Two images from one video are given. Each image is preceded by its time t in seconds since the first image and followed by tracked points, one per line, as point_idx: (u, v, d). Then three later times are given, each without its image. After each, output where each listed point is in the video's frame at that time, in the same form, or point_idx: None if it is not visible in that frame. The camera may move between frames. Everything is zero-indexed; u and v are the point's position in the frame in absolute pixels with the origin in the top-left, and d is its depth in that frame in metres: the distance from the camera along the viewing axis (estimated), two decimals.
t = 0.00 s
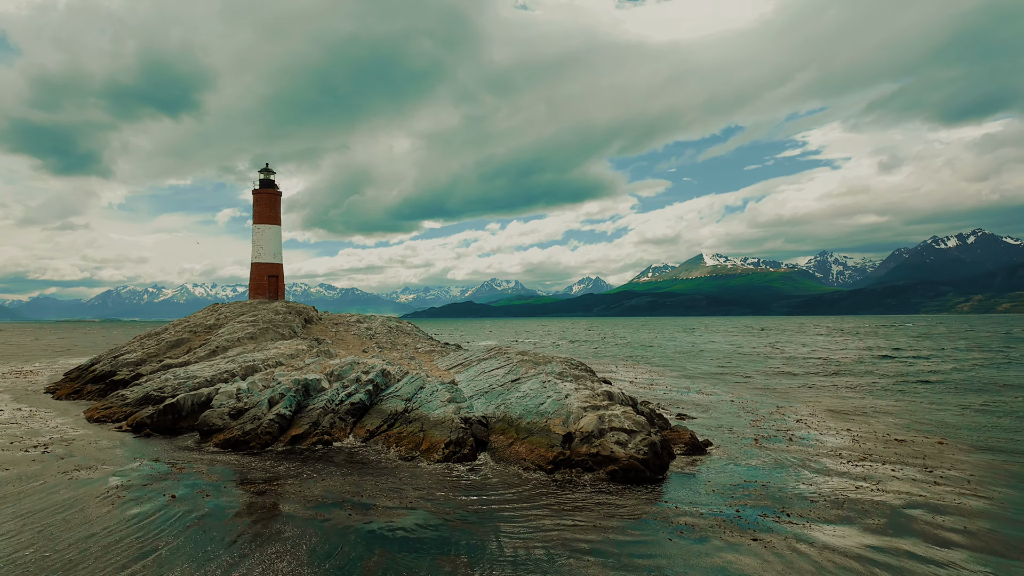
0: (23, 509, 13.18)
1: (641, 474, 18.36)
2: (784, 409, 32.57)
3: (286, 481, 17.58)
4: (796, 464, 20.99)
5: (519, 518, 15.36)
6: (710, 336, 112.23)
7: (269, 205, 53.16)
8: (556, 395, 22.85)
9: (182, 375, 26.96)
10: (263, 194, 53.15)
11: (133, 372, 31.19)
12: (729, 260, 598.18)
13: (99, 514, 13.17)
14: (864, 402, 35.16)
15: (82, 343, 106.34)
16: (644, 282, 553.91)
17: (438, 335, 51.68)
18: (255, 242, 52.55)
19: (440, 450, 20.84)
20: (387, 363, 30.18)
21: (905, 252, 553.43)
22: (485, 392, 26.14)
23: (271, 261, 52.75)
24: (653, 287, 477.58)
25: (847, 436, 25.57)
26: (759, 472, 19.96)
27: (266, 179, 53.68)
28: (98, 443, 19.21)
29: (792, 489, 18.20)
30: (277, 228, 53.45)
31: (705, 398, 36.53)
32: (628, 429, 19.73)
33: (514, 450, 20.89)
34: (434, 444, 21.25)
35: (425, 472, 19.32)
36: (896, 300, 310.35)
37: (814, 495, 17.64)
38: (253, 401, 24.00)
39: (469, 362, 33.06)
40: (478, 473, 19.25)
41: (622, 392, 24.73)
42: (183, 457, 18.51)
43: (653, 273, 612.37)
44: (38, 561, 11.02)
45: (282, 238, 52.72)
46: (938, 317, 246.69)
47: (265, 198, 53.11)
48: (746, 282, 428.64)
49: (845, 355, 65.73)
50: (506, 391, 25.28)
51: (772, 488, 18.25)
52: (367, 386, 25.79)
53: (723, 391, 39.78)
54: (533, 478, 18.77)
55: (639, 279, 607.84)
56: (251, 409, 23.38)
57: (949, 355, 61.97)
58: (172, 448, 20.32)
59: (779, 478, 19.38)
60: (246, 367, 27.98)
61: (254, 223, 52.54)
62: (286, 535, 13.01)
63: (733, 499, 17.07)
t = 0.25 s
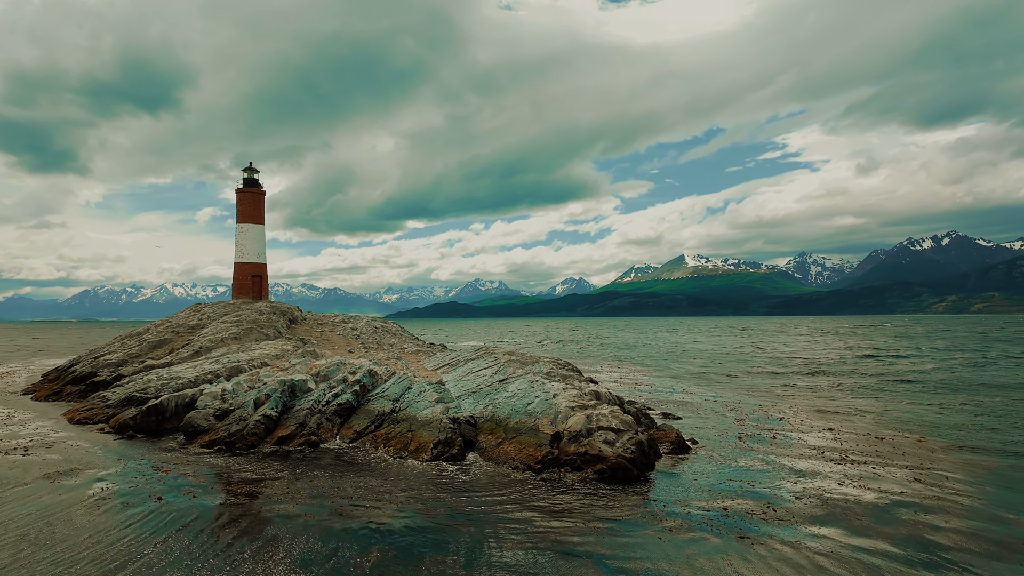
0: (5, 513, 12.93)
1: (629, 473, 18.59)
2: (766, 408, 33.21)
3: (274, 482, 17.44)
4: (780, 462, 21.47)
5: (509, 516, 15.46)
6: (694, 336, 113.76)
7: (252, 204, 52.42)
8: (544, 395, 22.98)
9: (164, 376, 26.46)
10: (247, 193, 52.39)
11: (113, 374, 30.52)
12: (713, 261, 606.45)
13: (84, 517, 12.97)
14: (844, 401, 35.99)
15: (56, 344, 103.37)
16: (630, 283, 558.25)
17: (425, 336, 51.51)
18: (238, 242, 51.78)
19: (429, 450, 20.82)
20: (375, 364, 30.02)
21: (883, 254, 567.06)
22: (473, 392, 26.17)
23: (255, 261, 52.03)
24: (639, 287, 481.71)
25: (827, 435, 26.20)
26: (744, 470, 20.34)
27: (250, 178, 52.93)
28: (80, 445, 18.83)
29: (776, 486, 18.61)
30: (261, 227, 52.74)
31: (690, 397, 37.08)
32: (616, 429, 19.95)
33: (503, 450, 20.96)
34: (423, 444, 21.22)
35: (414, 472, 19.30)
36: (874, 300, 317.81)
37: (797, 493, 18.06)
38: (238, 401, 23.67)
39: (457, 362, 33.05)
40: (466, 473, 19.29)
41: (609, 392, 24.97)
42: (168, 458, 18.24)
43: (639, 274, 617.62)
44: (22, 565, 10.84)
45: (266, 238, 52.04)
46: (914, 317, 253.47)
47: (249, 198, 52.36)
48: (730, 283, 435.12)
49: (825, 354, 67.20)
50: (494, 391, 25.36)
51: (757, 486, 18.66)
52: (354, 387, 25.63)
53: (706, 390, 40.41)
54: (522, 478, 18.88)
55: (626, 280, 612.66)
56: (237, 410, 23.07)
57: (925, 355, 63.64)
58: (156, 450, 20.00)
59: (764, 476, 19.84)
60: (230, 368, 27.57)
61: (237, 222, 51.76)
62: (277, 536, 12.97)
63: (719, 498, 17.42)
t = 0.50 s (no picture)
0: None
1: (617, 471, 18.81)
2: (750, 407, 33.77)
3: (263, 483, 17.35)
4: (763, 459, 21.96)
5: (500, 515, 15.58)
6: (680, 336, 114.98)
7: (237, 203, 51.67)
8: (533, 394, 23.10)
9: (148, 376, 26.00)
10: (231, 191, 51.63)
11: (95, 374, 29.91)
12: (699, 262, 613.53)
13: (72, 518, 12.84)
14: (826, 400, 36.73)
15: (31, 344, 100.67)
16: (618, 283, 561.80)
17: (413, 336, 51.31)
18: (222, 241, 51.02)
19: (419, 450, 20.81)
20: (363, 364, 29.86)
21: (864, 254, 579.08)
22: (462, 391, 26.19)
23: (239, 260, 51.34)
24: (627, 287, 484.90)
25: (810, 433, 26.77)
26: (730, 468, 20.74)
27: (234, 176, 52.17)
28: (63, 447, 18.52)
29: (760, 483, 19.04)
30: (245, 226, 52.02)
31: (675, 396, 37.54)
32: (604, 428, 20.17)
33: (492, 449, 21.03)
34: (412, 444, 21.20)
35: (403, 472, 19.28)
36: (855, 300, 324.38)
37: (781, 490, 18.48)
38: (225, 402, 23.37)
39: (445, 362, 33.01)
40: (456, 472, 19.33)
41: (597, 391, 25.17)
42: (154, 460, 18.03)
43: (627, 274, 621.89)
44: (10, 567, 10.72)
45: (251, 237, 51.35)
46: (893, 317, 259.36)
47: (233, 196, 51.60)
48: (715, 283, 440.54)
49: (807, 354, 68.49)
50: (483, 390, 25.42)
51: (741, 483, 19.05)
52: (342, 387, 25.48)
53: (691, 389, 40.94)
54: (512, 477, 18.97)
55: (613, 280, 616.58)
56: (223, 411, 22.78)
57: (904, 354, 65.11)
58: (141, 451, 19.72)
59: (747, 473, 20.28)
60: (216, 368, 27.18)
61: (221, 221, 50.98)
62: (268, 535, 12.96)
63: (705, 495, 17.77)
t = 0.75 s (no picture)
0: None
1: (619, 470, 18.70)
2: (749, 406, 33.71)
3: (266, 482, 17.22)
4: (764, 459, 21.95)
5: (504, 514, 15.46)
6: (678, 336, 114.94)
7: (235, 202, 51.40)
8: (534, 394, 22.95)
9: (148, 376, 25.77)
10: (229, 191, 51.35)
11: (93, 374, 29.67)
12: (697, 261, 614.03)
13: (75, 518, 12.73)
14: (825, 400, 36.67)
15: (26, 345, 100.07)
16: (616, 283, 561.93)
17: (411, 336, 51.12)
18: (220, 241, 50.74)
19: (420, 449, 20.65)
20: (362, 364, 29.68)
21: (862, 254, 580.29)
22: (463, 391, 26.04)
23: (237, 260, 51.08)
24: (624, 287, 484.28)
25: (810, 432, 26.71)
26: (731, 467, 20.71)
27: (232, 176, 51.90)
28: (63, 446, 18.35)
29: (762, 482, 19.03)
30: (243, 226, 51.75)
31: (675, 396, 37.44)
32: (606, 427, 20.05)
33: (494, 449, 20.89)
34: (414, 444, 21.04)
35: (405, 472, 19.12)
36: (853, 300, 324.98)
37: (784, 489, 18.46)
38: (225, 401, 23.16)
39: (445, 361, 32.86)
40: (458, 472, 19.20)
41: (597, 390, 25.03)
42: (156, 459, 17.89)
43: (625, 274, 622.00)
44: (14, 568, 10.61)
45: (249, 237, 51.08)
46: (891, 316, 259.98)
47: (231, 196, 51.31)
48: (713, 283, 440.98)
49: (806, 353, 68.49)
50: (484, 390, 25.28)
51: (744, 483, 19.01)
52: (342, 386, 25.30)
53: (691, 389, 40.86)
54: (514, 476, 18.83)
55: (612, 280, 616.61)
56: (223, 411, 22.57)
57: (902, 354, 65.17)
58: (142, 451, 19.56)
59: (749, 473, 20.23)
60: (215, 368, 26.96)
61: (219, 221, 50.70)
62: (273, 534, 12.85)
63: (708, 494, 17.73)
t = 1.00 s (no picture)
0: None
1: (625, 470, 18.52)
2: (754, 407, 33.48)
3: (271, 481, 17.12)
4: (770, 459, 21.73)
5: (510, 513, 15.31)
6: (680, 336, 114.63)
7: (237, 202, 51.32)
8: (538, 393, 22.78)
9: (150, 375, 25.64)
10: (231, 191, 51.27)
11: (97, 374, 29.58)
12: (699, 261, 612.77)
13: (81, 518, 12.64)
14: (830, 399, 36.41)
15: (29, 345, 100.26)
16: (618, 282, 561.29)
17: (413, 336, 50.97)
18: (222, 241, 50.66)
19: (425, 449, 20.48)
20: (365, 363, 29.54)
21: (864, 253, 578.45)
22: (466, 390, 25.89)
23: (239, 260, 50.99)
24: (626, 287, 483.52)
25: (816, 433, 26.46)
26: (738, 467, 20.49)
27: (234, 176, 51.83)
28: (68, 446, 18.26)
29: (769, 482, 18.84)
30: (245, 226, 51.67)
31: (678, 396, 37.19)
32: (611, 426, 19.87)
33: (499, 448, 20.72)
34: (418, 443, 20.88)
35: (410, 471, 18.95)
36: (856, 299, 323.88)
37: (791, 489, 18.27)
38: (228, 401, 23.02)
39: (447, 361, 32.71)
40: (463, 471, 19.04)
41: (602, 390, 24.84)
42: (161, 459, 17.79)
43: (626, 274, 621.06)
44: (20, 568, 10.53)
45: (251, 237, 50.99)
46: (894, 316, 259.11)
47: (233, 196, 51.24)
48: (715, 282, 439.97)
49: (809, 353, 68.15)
50: (487, 389, 25.11)
51: (750, 483, 18.83)
52: (346, 386, 25.16)
53: (694, 390, 40.64)
54: (519, 475, 18.67)
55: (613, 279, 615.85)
56: (227, 410, 22.44)
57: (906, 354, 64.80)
58: (146, 450, 19.47)
59: (755, 472, 20.03)
60: (218, 367, 26.84)
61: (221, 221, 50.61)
62: (280, 534, 12.73)
63: (715, 494, 17.56)
